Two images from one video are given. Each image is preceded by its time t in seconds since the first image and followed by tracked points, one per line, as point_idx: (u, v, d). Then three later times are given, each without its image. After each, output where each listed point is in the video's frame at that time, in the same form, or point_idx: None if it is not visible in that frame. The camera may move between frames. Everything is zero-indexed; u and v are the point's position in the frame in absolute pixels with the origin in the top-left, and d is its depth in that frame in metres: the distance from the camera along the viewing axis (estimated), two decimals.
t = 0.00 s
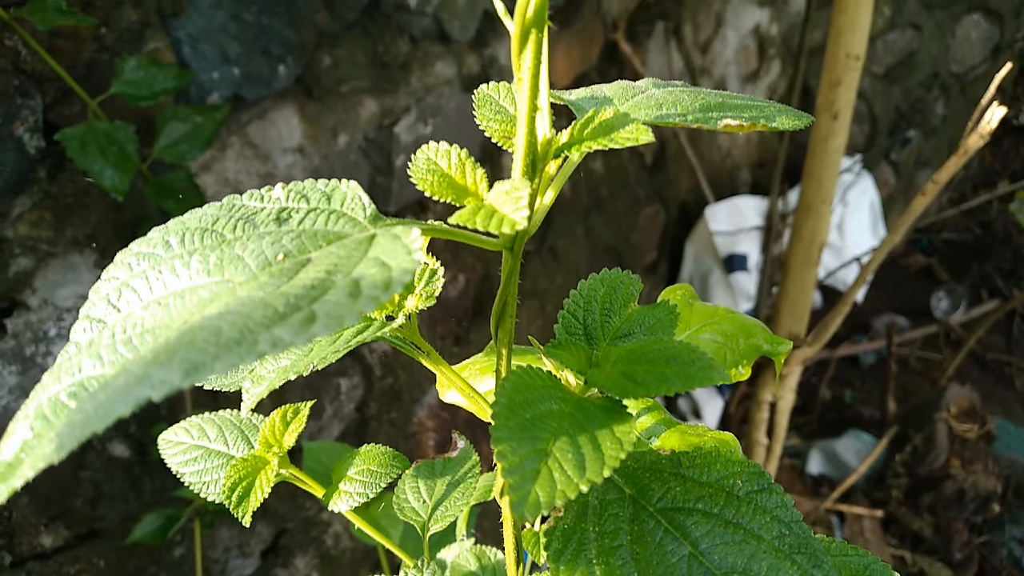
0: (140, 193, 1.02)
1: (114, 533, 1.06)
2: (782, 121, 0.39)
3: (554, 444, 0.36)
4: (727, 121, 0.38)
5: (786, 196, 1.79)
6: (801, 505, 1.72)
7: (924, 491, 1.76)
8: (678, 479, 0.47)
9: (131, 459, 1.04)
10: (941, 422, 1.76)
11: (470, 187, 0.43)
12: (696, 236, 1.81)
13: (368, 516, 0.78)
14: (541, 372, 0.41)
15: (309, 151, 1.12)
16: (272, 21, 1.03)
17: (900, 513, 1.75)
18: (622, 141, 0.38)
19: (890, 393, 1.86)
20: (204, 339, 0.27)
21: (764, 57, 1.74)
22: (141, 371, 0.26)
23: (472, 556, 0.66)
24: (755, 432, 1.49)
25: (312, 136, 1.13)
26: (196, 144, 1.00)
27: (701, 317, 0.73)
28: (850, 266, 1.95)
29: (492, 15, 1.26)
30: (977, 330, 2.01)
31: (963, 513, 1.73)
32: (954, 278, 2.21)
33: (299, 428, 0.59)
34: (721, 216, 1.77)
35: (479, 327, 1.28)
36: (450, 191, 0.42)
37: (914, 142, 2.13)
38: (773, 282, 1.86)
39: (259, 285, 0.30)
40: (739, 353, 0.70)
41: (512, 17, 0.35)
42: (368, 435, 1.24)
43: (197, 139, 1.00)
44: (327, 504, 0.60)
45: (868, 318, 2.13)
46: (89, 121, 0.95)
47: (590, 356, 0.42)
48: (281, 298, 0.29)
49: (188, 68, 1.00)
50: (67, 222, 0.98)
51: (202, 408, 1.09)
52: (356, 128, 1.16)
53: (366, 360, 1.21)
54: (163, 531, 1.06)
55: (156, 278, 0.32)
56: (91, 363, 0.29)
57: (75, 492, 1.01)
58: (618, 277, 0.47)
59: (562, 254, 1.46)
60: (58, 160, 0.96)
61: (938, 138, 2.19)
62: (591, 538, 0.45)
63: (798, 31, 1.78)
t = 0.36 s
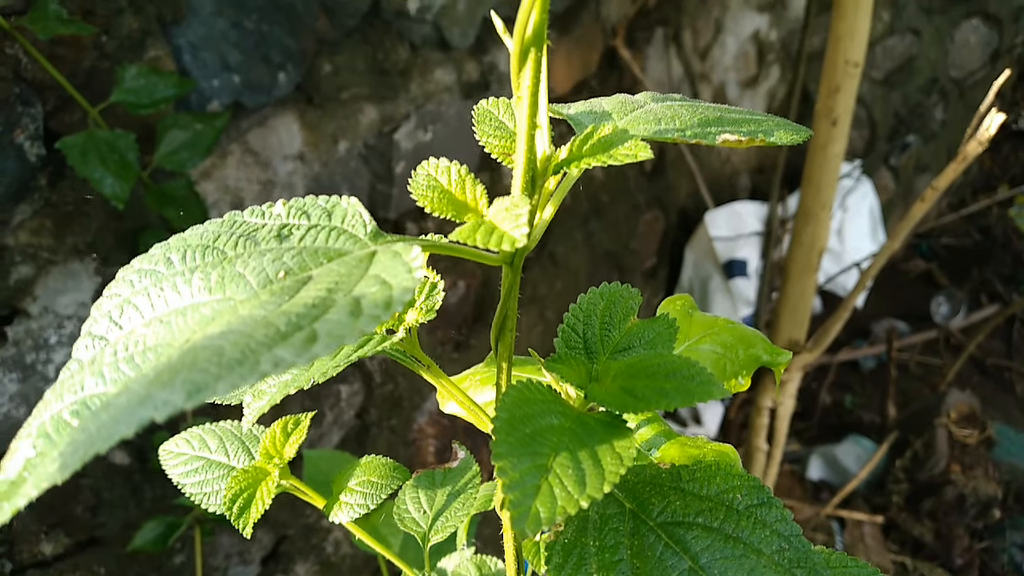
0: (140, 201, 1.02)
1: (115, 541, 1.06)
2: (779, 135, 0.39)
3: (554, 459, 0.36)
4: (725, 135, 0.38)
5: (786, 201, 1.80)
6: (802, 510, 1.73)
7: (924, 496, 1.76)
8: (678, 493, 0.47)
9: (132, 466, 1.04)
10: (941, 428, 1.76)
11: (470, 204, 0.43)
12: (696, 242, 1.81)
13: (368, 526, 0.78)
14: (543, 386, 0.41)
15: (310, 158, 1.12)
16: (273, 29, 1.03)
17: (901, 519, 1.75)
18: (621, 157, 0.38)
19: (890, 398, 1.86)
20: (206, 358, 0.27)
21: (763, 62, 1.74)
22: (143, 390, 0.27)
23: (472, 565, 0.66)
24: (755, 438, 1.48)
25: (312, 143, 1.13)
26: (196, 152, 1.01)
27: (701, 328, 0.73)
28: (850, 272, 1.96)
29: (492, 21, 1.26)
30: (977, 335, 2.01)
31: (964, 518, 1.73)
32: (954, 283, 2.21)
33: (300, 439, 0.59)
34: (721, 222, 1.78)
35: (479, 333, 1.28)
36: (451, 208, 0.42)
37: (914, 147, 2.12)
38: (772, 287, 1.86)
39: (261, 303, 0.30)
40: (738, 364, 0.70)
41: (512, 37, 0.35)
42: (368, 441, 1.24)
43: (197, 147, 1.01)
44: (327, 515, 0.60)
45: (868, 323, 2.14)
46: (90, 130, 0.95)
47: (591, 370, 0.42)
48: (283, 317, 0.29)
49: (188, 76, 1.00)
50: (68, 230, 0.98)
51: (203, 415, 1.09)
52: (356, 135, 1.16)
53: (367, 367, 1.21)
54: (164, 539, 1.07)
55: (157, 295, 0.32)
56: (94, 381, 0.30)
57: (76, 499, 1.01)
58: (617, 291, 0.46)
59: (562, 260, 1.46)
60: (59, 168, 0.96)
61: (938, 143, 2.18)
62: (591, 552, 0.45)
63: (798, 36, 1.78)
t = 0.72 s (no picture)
0: (138, 208, 1.01)
1: (113, 549, 1.05)
2: (775, 147, 0.38)
3: (551, 474, 0.36)
4: (721, 147, 0.38)
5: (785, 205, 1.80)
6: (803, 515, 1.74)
7: (925, 501, 1.75)
8: (675, 506, 0.46)
9: (129, 474, 1.04)
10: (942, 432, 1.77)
11: (466, 217, 0.42)
12: (696, 245, 1.80)
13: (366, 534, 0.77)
14: (540, 399, 0.41)
15: (306, 164, 1.11)
16: (270, 35, 1.03)
17: (902, 523, 1.73)
18: (616, 169, 0.40)
19: (890, 402, 1.85)
20: (201, 376, 0.26)
21: (762, 66, 1.74)
22: (136, 409, 0.26)
23: None
24: (755, 443, 1.47)
25: (309, 149, 1.12)
26: (193, 158, 1.01)
27: (699, 336, 0.72)
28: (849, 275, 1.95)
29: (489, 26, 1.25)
30: (978, 338, 2.01)
31: (965, 523, 1.72)
32: (955, 286, 2.21)
33: (296, 450, 0.58)
34: (720, 225, 1.78)
35: (478, 338, 1.27)
36: (446, 222, 0.41)
37: (912, 150, 2.12)
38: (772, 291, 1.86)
39: (255, 320, 0.30)
40: (736, 373, 0.70)
41: (506, 52, 0.34)
42: (366, 447, 1.24)
43: (194, 154, 1.01)
44: (325, 527, 0.60)
45: (868, 327, 2.13)
46: (86, 137, 0.95)
47: (587, 382, 0.42)
48: (277, 334, 0.28)
49: (185, 82, 1.00)
50: (65, 237, 0.97)
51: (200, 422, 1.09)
52: (354, 140, 1.15)
53: (365, 373, 1.20)
54: (161, 547, 1.06)
55: (152, 311, 0.32)
56: (88, 398, 0.29)
57: (73, 507, 1.01)
58: (613, 303, 0.45)
59: (560, 264, 1.45)
60: (56, 175, 0.95)
61: (937, 145, 2.18)
62: (588, 566, 0.44)
63: (796, 39, 1.77)
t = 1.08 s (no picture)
0: (134, 215, 1.02)
1: (110, 557, 1.05)
2: (766, 162, 0.39)
3: (544, 489, 0.36)
4: (712, 163, 0.38)
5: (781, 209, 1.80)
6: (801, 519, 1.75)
7: (922, 504, 1.75)
8: (668, 520, 0.46)
9: (126, 482, 1.03)
10: (939, 435, 1.73)
11: (458, 234, 0.41)
12: (692, 250, 1.81)
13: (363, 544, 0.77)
14: (532, 412, 0.41)
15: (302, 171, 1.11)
16: (266, 42, 1.03)
17: (899, 527, 1.75)
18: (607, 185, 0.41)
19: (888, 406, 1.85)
20: (194, 398, 0.26)
21: (757, 70, 1.74)
22: (129, 430, 0.26)
23: None
24: (754, 447, 1.46)
25: (305, 156, 1.12)
26: (189, 166, 1.00)
27: (692, 346, 0.73)
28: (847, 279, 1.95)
29: (485, 32, 1.26)
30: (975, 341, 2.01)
31: (962, 526, 1.73)
32: (952, 289, 2.21)
33: (292, 461, 0.58)
34: (717, 229, 1.77)
35: (475, 343, 1.27)
36: (437, 238, 0.41)
37: (908, 153, 2.12)
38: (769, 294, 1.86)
39: (247, 339, 0.30)
40: (731, 383, 0.71)
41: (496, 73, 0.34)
42: (362, 453, 1.24)
43: (190, 161, 1.00)
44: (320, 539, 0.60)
45: (865, 329, 2.14)
46: (82, 145, 0.95)
47: (580, 397, 0.42)
48: (269, 354, 0.28)
49: (180, 90, 1.00)
50: (61, 245, 0.97)
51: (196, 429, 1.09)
52: (350, 147, 1.15)
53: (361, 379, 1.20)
54: (157, 555, 1.06)
55: (145, 329, 0.32)
56: (82, 417, 0.29)
57: (69, 516, 1.00)
58: (606, 316, 0.45)
59: (557, 269, 1.45)
60: (51, 183, 0.96)
61: (933, 148, 2.18)
62: None
63: (791, 44, 1.77)
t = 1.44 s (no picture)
0: (134, 222, 1.02)
1: (108, 564, 1.05)
2: (763, 177, 0.39)
3: (540, 505, 0.37)
4: (709, 179, 0.39)
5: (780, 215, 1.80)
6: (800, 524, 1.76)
7: (922, 509, 1.75)
8: (664, 534, 0.47)
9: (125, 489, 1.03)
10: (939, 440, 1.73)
11: (456, 251, 0.40)
12: (691, 255, 1.81)
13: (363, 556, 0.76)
14: (529, 427, 0.41)
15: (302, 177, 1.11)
16: (267, 49, 1.03)
17: (899, 532, 1.75)
18: (603, 204, 0.41)
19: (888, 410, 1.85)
20: (190, 418, 0.27)
21: (757, 75, 1.72)
22: (127, 451, 0.26)
23: None
24: (754, 453, 1.45)
25: (305, 162, 1.12)
26: (189, 172, 1.01)
27: (690, 357, 0.73)
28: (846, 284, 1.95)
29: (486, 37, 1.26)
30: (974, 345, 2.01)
31: (962, 531, 1.72)
32: (951, 294, 2.21)
33: (290, 472, 0.58)
34: (716, 234, 1.78)
35: (474, 348, 1.27)
36: (435, 255, 0.40)
37: (908, 158, 2.13)
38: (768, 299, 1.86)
39: (245, 358, 0.30)
40: (728, 394, 0.71)
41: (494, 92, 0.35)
42: (362, 459, 1.23)
43: (191, 168, 1.01)
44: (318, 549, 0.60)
45: (865, 334, 2.14)
46: (82, 153, 0.95)
47: (577, 412, 0.43)
48: (266, 373, 0.28)
49: (181, 97, 1.00)
50: (61, 251, 0.98)
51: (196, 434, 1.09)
52: (350, 153, 1.15)
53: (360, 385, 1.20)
54: (156, 562, 1.07)
55: (144, 347, 0.32)
56: (79, 435, 0.29)
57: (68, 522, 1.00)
58: (603, 330, 0.45)
59: (556, 274, 1.45)
60: (52, 190, 0.96)
61: (933, 153, 2.18)
62: None
63: (792, 49, 1.75)
